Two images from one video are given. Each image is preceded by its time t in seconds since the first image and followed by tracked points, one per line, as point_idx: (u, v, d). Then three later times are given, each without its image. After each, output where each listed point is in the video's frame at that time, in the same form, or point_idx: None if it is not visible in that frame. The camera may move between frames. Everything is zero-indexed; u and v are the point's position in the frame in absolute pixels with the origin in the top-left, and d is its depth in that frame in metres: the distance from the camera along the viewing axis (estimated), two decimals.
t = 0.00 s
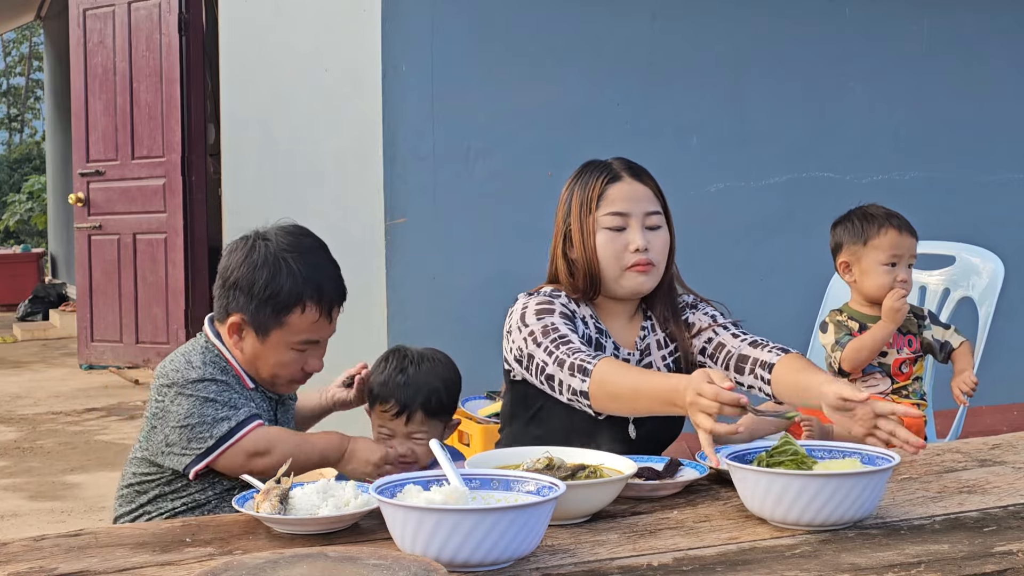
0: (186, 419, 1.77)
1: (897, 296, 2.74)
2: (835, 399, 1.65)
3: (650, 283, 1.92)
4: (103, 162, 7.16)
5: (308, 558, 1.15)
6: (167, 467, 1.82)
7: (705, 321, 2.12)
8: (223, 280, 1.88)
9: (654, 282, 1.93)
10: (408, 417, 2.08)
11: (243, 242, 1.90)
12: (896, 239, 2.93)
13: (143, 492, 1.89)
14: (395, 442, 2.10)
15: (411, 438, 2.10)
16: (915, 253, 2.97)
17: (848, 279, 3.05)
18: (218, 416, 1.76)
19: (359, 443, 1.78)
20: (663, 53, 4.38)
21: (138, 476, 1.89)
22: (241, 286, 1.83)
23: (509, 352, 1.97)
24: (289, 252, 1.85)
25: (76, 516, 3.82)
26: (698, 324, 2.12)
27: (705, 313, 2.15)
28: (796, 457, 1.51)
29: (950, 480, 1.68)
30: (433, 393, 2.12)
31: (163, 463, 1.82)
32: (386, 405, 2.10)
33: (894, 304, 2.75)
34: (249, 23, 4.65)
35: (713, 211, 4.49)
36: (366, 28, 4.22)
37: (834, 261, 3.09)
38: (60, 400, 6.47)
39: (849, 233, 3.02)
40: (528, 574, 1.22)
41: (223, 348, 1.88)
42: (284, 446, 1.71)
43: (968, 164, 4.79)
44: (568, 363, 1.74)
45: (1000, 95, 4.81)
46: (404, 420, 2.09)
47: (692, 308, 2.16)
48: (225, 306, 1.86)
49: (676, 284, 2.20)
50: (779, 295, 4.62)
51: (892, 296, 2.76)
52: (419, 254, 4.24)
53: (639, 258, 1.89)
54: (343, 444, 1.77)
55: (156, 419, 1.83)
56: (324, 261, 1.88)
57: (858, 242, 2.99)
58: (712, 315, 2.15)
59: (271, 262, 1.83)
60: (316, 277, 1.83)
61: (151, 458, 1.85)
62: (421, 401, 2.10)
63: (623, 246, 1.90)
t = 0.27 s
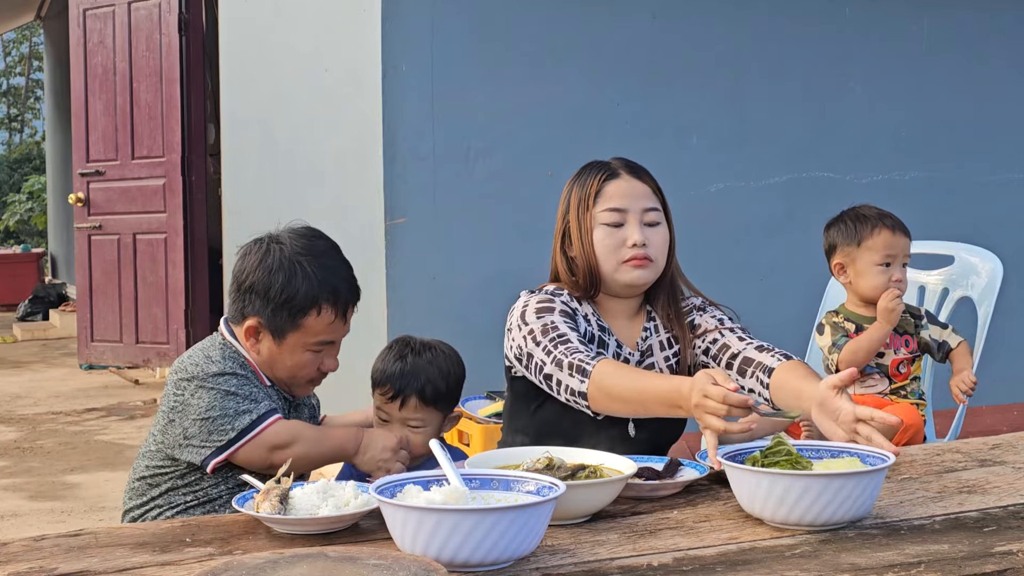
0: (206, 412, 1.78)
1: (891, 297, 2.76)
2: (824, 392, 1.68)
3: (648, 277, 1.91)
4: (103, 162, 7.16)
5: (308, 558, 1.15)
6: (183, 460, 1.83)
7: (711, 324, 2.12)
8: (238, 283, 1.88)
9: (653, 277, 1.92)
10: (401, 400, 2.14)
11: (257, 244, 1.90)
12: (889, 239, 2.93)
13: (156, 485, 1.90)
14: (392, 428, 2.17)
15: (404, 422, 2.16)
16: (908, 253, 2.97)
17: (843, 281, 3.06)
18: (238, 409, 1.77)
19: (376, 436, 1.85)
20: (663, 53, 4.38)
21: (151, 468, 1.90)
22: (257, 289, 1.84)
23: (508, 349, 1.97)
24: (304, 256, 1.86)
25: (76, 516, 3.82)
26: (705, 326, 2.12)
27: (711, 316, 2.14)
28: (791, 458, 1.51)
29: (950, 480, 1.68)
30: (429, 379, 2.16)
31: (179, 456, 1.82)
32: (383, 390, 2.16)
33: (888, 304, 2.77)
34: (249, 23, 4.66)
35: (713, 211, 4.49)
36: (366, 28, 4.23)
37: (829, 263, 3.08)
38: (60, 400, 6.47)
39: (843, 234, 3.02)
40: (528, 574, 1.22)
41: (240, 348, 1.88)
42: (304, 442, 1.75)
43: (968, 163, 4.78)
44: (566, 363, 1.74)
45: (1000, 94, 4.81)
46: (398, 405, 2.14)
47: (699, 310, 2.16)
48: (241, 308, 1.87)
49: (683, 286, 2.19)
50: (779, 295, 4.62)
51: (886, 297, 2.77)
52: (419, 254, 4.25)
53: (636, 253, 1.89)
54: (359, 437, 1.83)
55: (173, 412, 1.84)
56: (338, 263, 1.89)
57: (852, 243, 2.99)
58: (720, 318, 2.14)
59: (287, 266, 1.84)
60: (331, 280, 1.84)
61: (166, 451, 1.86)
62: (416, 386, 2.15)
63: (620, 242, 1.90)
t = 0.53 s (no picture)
0: (215, 406, 1.78)
1: (885, 297, 2.79)
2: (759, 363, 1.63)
3: (644, 280, 1.93)
4: (103, 162, 7.16)
5: (308, 558, 1.15)
6: (190, 454, 1.83)
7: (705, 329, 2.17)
8: (254, 282, 1.88)
9: (650, 278, 1.94)
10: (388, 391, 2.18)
11: (274, 244, 1.90)
12: (886, 240, 2.93)
13: (161, 479, 1.90)
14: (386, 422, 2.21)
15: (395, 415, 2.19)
16: (905, 253, 2.97)
17: (840, 282, 3.05)
18: (247, 404, 1.78)
19: (375, 432, 1.83)
20: (663, 53, 4.38)
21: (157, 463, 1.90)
22: (273, 289, 1.84)
23: (518, 350, 1.96)
24: (322, 257, 1.86)
25: (76, 516, 3.81)
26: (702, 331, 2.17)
27: (707, 319, 2.20)
28: (790, 459, 1.51)
29: (950, 480, 1.68)
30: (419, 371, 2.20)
31: (186, 450, 1.83)
32: (371, 383, 2.21)
33: (882, 304, 2.81)
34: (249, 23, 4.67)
35: (713, 211, 4.50)
36: (366, 28, 4.24)
37: (826, 263, 3.08)
38: (60, 400, 6.46)
39: (840, 235, 3.02)
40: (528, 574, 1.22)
41: (250, 344, 1.89)
42: (310, 438, 1.74)
43: (968, 164, 4.78)
44: (588, 356, 1.74)
45: (999, 95, 4.81)
46: (386, 397, 2.19)
47: (695, 314, 2.20)
48: (256, 307, 1.87)
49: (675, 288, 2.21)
50: (779, 295, 4.61)
51: (880, 296, 2.81)
52: (419, 255, 4.25)
53: (634, 255, 1.90)
54: (360, 433, 1.81)
55: (182, 406, 1.84)
56: (354, 265, 1.90)
57: (849, 244, 2.98)
58: (713, 323, 2.20)
59: (305, 266, 1.84)
60: (348, 282, 1.85)
61: (173, 445, 1.86)
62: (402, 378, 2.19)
63: (617, 244, 1.91)
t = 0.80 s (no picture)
0: (217, 404, 1.79)
1: (883, 297, 2.79)
2: (837, 374, 1.60)
3: (642, 282, 1.93)
4: (103, 162, 7.16)
5: (308, 558, 1.15)
6: (192, 453, 1.83)
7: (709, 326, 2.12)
8: (262, 279, 1.89)
9: (649, 279, 1.94)
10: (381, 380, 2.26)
11: (283, 243, 1.92)
12: (885, 240, 2.93)
13: (163, 477, 1.90)
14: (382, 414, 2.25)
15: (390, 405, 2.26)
16: (904, 253, 2.98)
17: (839, 282, 3.05)
18: (249, 403, 1.77)
19: (375, 426, 1.81)
20: (663, 53, 4.38)
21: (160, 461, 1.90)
22: (281, 287, 1.85)
23: (507, 353, 1.97)
24: (330, 256, 1.88)
25: (76, 516, 3.82)
26: (705, 328, 2.12)
27: (712, 317, 2.15)
28: (790, 459, 1.51)
29: (950, 480, 1.68)
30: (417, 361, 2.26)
31: (188, 448, 1.83)
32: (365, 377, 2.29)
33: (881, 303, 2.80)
34: (249, 23, 4.67)
35: (713, 211, 4.49)
36: (366, 28, 4.22)
37: (825, 263, 3.08)
38: (60, 400, 6.47)
39: (839, 236, 3.02)
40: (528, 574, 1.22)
41: (252, 344, 1.89)
42: (311, 434, 1.73)
43: (967, 163, 4.79)
44: (563, 361, 1.74)
45: (999, 95, 4.81)
46: (382, 387, 2.23)
47: (698, 312, 2.16)
48: (263, 304, 1.87)
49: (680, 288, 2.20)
50: (779, 295, 4.62)
51: (880, 296, 2.81)
52: (419, 255, 4.24)
53: (631, 256, 1.90)
54: (360, 427, 1.80)
55: (184, 404, 1.84)
56: (361, 265, 1.92)
57: (848, 244, 2.98)
58: (721, 321, 2.14)
59: (314, 264, 1.86)
60: (355, 280, 1.87)
61: (175, 443, 1.86)
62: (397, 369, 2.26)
63: (616, 245, 1.91)
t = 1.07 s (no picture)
0: (218, 402, 1.79)
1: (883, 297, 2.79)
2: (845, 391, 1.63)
3: (647, 280, 1.91)
4: (103, 162, 7.16)
5: (308, 558, 1.15)
6: (193, 451, 1.83)
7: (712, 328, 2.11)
8: (259, 271, 1.90)
9: (653, 280, 1.92)
10: (386, 368, 2.35)
11: (277, 236, 1.94)
12: (883, 240, 2.94)
13: (164, 477, 1.90)
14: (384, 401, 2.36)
15: (395, 393, 2.35)
16: (902, 253, 2.98)
17: (838, 282, 3.05)
18: (250, 399, 1.77)
19: (374, 423, 1.83)
20: (664, 53, 4.38)
21: (160, 460, 1.90)
22: (278, 276, 1.87)
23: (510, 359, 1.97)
24: (325, 245, 1.91)
25: (76, 516, 3.82)
26: (707, 330, 2.11)
27: (714, 321, 2.13)
28: (790, 459, 1.51)
29: (950, 480, 1.68)
30: (418, 352, 2.39)
31: (190, 447, 1.83)
32: (369, 367, 2.37)
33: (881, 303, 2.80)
34: (249, 23, 4.67)
35: (713, 211, 4.49)
36: (366, 28, 4.22)
37: (823, 264, 3.08)
38: (60, 400, 6.47)
39: (837, 236, 3.02)
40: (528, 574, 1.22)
41: (251, 340, 1.89)
42: (311, 431, 1.74)
43: (967, 163, 4.79)
44: (565, 369, 1.74)
45: (999, 95, 4.81)
46: (386, 375, 2.35)
47: (702, 316, 2.14)
48: (260, 296, 1.88)
49: (685, 291, 2.18)
50: (779, 295, 4.62)
51: (880, 297, 2.80)
52: (419, 255, 4.24)
53: (634, 257, 1.89)
54: (360, 426, 1.81)
55: (185, 402, 1.84)
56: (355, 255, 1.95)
57: (846, 244, 2.99)
58: (723, 322, 2.13)
59: (310, 252, 1.89)
60: (350, 267, 1.90)
61: (176, 442, 1.86)
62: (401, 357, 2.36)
63: (617, 245, 1.90)
